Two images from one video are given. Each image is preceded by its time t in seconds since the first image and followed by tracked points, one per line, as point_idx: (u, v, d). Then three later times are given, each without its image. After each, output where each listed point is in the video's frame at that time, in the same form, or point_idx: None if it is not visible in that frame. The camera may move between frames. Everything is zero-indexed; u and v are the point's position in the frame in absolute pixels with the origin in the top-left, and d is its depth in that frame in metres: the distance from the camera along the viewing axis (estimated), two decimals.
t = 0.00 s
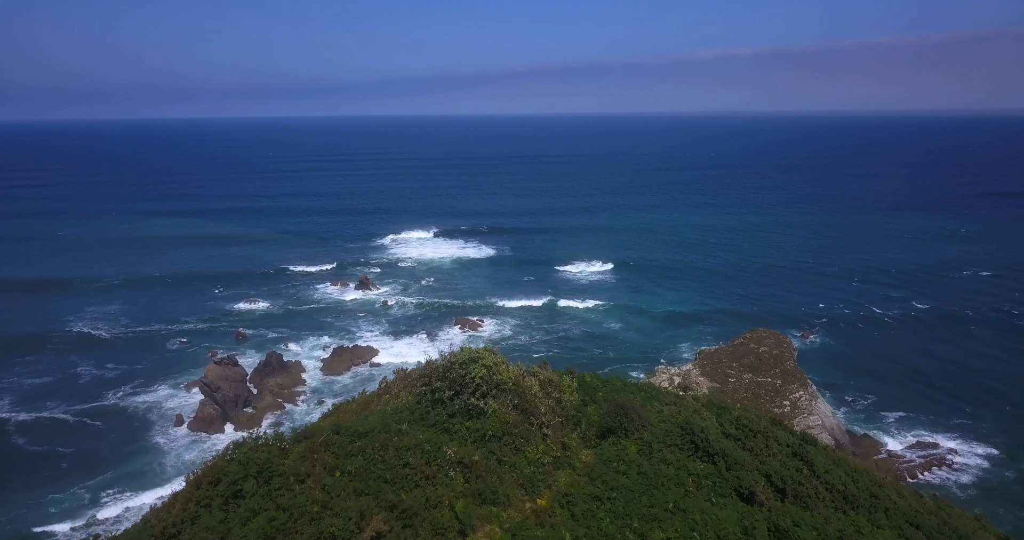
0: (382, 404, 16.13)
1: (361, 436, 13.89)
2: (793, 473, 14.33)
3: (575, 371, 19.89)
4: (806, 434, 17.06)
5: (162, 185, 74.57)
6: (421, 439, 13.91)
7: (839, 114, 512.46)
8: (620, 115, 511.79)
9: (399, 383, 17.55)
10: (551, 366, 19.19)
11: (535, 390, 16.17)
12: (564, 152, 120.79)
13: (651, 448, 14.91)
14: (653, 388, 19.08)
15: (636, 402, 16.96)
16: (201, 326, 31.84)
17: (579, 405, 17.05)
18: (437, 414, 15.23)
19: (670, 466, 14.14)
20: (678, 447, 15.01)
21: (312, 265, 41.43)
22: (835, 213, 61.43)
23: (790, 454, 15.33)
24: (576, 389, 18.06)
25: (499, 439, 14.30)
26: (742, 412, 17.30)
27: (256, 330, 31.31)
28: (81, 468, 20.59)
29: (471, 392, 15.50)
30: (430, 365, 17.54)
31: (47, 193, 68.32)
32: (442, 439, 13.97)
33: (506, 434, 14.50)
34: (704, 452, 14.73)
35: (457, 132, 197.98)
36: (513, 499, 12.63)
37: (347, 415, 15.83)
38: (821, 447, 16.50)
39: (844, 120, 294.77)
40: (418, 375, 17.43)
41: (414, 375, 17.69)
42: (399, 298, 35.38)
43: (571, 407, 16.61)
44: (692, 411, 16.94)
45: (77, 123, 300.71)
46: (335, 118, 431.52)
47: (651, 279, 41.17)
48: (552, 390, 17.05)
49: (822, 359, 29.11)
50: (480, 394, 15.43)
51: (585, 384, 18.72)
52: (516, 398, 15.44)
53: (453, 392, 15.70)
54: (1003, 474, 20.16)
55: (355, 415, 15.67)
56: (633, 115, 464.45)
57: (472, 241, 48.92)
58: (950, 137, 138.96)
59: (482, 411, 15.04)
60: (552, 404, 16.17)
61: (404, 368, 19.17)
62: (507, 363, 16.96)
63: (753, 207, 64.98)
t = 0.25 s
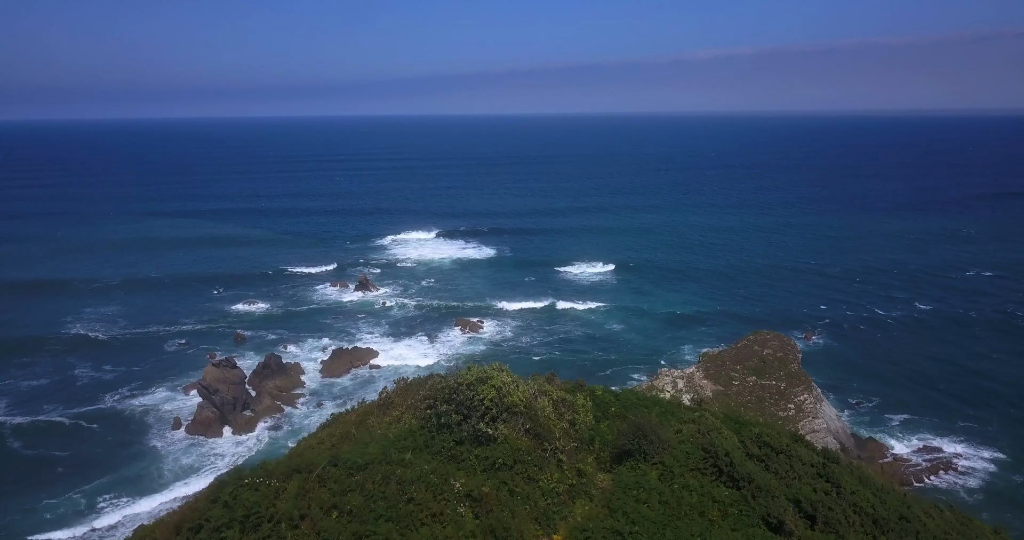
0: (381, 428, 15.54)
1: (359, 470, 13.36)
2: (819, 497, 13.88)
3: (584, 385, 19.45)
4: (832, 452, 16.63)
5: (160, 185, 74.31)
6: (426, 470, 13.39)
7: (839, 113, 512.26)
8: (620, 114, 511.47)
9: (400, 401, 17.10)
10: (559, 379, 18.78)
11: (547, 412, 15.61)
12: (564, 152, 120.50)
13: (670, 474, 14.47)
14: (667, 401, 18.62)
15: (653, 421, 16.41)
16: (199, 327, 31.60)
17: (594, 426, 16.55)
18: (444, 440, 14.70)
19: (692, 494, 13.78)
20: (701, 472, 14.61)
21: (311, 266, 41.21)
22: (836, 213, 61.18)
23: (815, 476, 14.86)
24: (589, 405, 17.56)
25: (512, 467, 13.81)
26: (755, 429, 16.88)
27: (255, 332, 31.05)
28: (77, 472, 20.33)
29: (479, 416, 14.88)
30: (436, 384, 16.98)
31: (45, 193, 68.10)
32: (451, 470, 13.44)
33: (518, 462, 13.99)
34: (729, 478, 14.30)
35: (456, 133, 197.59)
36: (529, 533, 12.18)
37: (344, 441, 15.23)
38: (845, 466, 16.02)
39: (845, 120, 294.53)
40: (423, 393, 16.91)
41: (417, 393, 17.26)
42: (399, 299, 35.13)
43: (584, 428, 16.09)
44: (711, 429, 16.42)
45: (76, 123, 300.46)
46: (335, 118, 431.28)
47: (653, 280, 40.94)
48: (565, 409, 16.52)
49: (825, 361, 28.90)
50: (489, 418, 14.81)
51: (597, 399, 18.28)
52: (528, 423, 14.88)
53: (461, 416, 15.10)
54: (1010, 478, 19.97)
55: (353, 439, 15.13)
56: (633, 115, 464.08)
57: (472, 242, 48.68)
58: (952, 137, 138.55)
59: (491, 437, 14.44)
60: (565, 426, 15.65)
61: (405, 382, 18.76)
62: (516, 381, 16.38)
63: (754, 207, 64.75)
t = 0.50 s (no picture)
0: (381, 444, 15.32)
1: (360, 512, 12.08)
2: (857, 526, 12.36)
3: (596, 401, 18.19)
4: (859, 472, 15.17)
5: (159, 186, 74.07)
6: (433, 509, 12.00)
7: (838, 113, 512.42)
8: (619, 114, 511.41)
9: (401, 418, 16.41)
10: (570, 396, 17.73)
11: (564, 439, 14.16)
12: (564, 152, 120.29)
13: (697, 506, 13.02)
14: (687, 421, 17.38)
15: (674, 444, 14.90)
16: (198, 329, 31.37)
17: (612, 452, 15.18)
18: (452, 472, 13.32)
19: (721, 528, 12.31)
20: (728, 501, 13.22)
21: (310, 267, 41.00)
22: (837, 214, 61.00)
23: (847, 502, 13.46)
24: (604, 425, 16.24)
25: (527, 502, 12.32)
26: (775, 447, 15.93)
27: (253, 333, 30.81)
28: (74, 477, 20.08)
29: (490, 446, 13.47)
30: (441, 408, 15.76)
31: (43, 194, 67.88)
32: (459, 509, 12.03)
33: (533, 495, 12.49)
34: (759, 509, 12.88)
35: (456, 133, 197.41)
36: None
37: (344, 459, 15.06)
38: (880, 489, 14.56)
39: (845, 120, 294.52)
40: (430, 417, 15.70)
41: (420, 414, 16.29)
42: (399, 300, 34.91)
43: (602, 456, 14.71)
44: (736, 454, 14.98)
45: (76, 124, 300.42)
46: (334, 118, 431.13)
47: (654, 281, 40.71)
48: (581, 434, 15.19)
49: (828, 362, 28.73)
50: (501, 448, 13.37)
51: (609, 416, 17.02)
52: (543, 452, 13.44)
53: (471, 446, 13.77)
54: (1018, 482, 19.78)
55: (353, 455, 15.14)
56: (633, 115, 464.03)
57: (472, 243, 48.47)
58: (952, 137, 138.45)
59: (503, 470, 12.99)
60: (583, 454, 14.33)
61: (407, 397, 17.99)
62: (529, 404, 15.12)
63: (755, 207, 64.58)
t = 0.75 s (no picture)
0: (381, 460, 14.89)
1: None
2: None
3: (610, 417, 16.87)
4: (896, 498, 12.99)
5: (160, 186, 73.96)
6: None
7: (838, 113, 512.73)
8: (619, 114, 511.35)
9: (402, 432, 15.89)
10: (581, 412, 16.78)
11: (584, 470, 12.24)
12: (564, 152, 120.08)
13: None
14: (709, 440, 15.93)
15: (698, 469, 13.03)
16: (196, 330, 31.14)
17: (637, 480, 13.33)
18: (463, 514, 11.61)
19: None
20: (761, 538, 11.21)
21: (310, 268, 40.78)
22: (839, 214, 60.81)
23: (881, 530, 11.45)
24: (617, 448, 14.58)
25: None
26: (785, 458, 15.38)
27: (252, 335, 30.58)
28: (70, 481, 19.85)
29: (504, 483, 11.60)
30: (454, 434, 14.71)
31: (41, 194, 67.56)
32: None
33: None
34: None
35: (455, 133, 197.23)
36: None
37: (343, 475, 14.80)
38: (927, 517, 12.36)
39: (845, 119, 294.28)
40: (440, 446, 14.30)
41: (422, 432, 15.59)
42: (399, 301, 34.71)
43: (623, 485, 12.73)
44: (763, 480, 13.19)
45: (77, 124, 300.52)
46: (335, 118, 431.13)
47: (655, 282, 40.53)
48: (601, 464, 13.16)
49: (832, 364, 28.55)
50: (515, 485, 11.50)
51: (623, 440, 15.25)
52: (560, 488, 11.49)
53: (483, 482, 11.90)
54: None
55: (352, 471, 14.89)
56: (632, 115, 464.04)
57: (473, 243, 48.27)
58: (952, 137, 138.37)
59: (518, 510, 11.16)
60: (606, 487, 12.37)
61: (410, 410, 17.46)
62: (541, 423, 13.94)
63: (755, 208, 64.40)
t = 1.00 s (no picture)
0: (381, 478, 14.50)
1: None
2: None
3: (625, 437, 15.60)
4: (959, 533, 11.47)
5: (159, 186, 73.78)
6: None
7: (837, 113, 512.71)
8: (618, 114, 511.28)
9: (404, 448, 15.49)
10: (592, 426, 16.14)
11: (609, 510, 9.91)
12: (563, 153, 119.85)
13: None
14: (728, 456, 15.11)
15: (731, 504, 11.11)
16: (195, 332, 30.91)
17: (662, 516, 11.22)
18: None
19: None
20: None
21: (309, 269, 40.58)
22: (840, 214, 60.63)
23: None
24: (632, 470, 13.54)
25: None
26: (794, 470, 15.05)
27: (251, 337, 30.33)
28: (65, 486, 19.59)
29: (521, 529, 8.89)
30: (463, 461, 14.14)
31: (39, 195, 67.28)
32: None
33: None
34: None
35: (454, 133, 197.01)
36: None
37: (343, 493, 14.47)
38: None
39: (845, 119, 294.06)
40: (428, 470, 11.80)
41: (425, 449, 15.22)
42: (399, 302, 34.48)
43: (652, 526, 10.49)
44: (798, 510, 11.67)
45: (77, 124, 300.44)
46: (335, 118, 430.93)
47: (656, 283, 40.31)
48: (627, 501, 10.71)
49: (836, 367, 28.33)
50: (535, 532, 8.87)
51: (638, 459, 14.18)
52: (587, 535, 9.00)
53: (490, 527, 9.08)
54: None
55: (352, 489, 14.58)
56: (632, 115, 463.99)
57: (473, 244, 48.09)
58: (952, 137, 138.25)
59: None
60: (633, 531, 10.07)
61: (413, 423, 17.07)
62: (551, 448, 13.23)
63: (756, 208, 64.20)
